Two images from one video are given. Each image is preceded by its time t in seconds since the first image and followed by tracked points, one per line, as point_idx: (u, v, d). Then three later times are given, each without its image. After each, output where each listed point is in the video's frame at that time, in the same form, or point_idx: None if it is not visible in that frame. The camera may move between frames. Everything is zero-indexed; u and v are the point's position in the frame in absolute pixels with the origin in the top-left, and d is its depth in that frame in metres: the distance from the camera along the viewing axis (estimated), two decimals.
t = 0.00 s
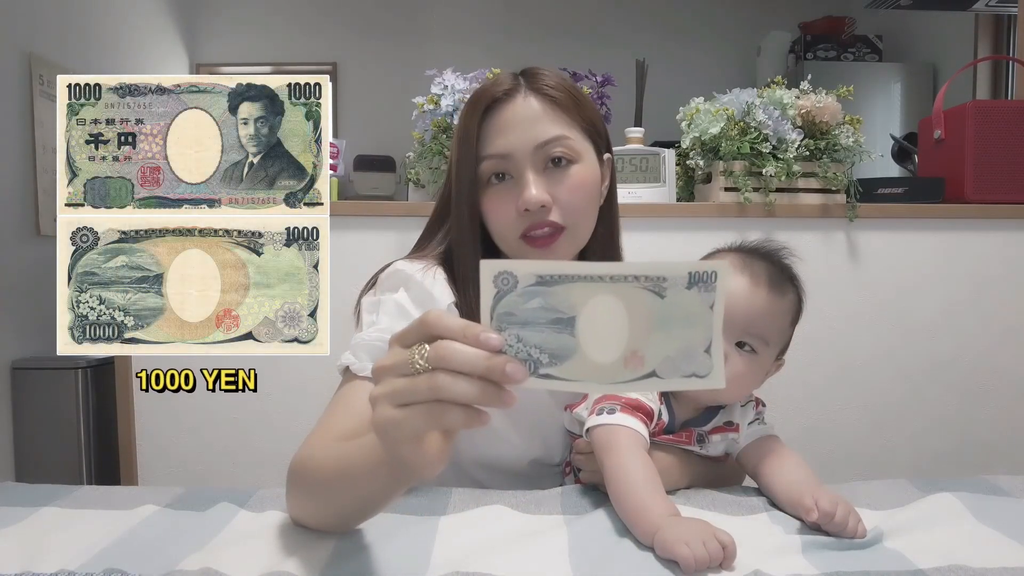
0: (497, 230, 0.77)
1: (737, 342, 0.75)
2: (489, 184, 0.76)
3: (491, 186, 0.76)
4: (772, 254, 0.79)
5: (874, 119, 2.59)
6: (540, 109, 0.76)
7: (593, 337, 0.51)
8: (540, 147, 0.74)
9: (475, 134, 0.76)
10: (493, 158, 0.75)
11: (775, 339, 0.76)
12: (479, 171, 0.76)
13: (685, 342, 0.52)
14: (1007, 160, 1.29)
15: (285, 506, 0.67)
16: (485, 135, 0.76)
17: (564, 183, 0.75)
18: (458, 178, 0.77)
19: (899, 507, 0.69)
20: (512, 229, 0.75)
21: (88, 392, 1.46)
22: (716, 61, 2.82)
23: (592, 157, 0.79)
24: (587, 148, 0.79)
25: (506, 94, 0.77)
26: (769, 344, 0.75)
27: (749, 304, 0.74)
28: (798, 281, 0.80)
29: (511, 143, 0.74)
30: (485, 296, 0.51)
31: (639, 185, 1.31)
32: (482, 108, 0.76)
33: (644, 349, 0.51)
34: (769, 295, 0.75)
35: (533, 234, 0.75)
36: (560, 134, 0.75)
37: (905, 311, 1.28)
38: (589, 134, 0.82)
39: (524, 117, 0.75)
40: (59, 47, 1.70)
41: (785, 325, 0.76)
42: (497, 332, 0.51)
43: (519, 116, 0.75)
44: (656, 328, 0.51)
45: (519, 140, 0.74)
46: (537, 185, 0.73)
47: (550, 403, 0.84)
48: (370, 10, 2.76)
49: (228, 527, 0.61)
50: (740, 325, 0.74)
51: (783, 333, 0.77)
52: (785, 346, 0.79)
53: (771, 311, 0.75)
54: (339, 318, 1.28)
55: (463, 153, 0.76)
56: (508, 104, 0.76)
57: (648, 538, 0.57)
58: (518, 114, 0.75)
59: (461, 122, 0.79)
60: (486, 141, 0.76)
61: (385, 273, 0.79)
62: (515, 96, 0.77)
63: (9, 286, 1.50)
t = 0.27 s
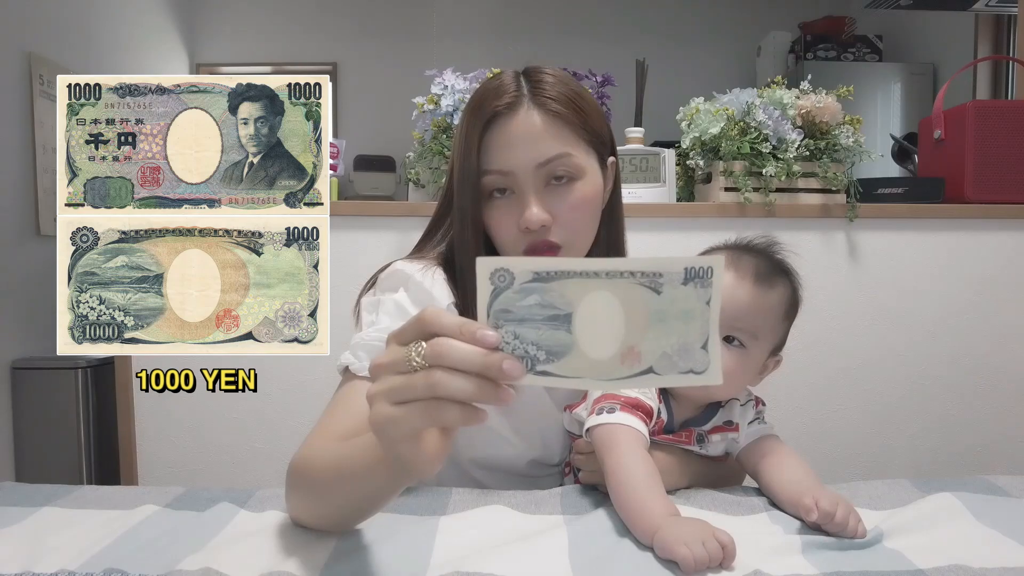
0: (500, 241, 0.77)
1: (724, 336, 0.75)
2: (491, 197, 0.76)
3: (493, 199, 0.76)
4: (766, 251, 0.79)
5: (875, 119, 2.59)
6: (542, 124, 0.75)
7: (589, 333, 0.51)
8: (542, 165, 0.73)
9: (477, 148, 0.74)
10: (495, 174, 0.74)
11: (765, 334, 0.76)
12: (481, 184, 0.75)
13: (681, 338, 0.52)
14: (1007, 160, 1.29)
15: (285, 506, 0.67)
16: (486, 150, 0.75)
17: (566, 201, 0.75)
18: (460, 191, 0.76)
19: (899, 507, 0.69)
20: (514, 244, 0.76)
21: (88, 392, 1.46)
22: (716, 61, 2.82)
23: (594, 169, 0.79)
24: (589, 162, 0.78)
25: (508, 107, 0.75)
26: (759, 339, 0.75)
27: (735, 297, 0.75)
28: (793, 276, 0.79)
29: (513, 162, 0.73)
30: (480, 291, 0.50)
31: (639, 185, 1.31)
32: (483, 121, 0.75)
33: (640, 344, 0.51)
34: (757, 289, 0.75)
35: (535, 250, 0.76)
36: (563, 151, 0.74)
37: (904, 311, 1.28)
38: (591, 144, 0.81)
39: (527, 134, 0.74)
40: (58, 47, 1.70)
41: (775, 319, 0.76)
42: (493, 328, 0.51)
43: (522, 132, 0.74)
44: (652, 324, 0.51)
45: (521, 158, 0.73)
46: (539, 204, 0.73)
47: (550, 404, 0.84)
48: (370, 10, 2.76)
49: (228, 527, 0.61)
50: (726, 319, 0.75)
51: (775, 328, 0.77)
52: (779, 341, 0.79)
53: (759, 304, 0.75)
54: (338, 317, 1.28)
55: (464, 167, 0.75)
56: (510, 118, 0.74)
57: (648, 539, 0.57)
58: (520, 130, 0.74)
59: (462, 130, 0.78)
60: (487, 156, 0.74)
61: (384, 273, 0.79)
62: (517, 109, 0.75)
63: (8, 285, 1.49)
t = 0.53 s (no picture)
0: (502, 242, 0.78)
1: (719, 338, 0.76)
2: (491, 199, 0.77)
3: (493, 201, 0.76)
4: (760, 247, 0.78)
5: (875, 119, 2.59)
6: (539, 124, 0.75)
7: (588, 331, 0.51)
8: (542, 166, 0.74)
9: (475, 150, 0.74)
10: (495, 176, 0.74)
11: (760, 335, 0.76)
12: (481, 187, 0.75)
13: (679, 335, 0.52)
14: (1007, 160, 1.29)
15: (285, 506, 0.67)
16: (485, 151, 0.75)
17: (567, 201, 0.75)
18: (459, 193, 0.76)
19: (899, 507, 0.69)
20: (516, 244, 0.76)
21: (88, 392, 1.46)
22: (716, 61, 2.82)
23: (593, 167, 0.79)
24: (587, 160, 0.78)
25: (505, 107, 0.75)
26: (754, 340, 0.75)
27: (729, 299, 0.75)
28: (790, 273, 0.79)
29: (513, 163, 0.73)
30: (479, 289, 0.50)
31: (639, 185, 1.31)
32: (480, 123, 0.74)
33: (638, 342, 0.51)
34: (751, 289, 0.75)
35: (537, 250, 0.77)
36: (561, 151, 0.75)
37: (904, 311, 1.28)
38: (588, 142, 0.81)
39: (525, 134, 0.74)
40: (58, 47, 1.70)
41: (771, 320, 0.76)
42: (492, 327, 0.51)
43: (520, 133, 0.74)
44: (650, 321, 0.51)
45: (521, 159, 0.73)
46: (540, 205, 0.74)
47: (550, 404, 0.84)
48: (371, 10, 2.76)
49: (227, 527, 0.61)
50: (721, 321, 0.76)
51: (770, 329, 0.76)
52: (776, 342, 0.78)
53: (753, 305, 0.75)
54: (339, 317, 1.28)
55: (463, 169, 0.75)
56: (507, 119, 0.74)
57: (648, 539, 0.57)
58: (518, 130, 0.74)
59: (458, 132, 0.78)
60: (486, 158, 0.75)
61: (384, 273, 0.79)
62: (514, 110, 0.75)
63: (9, 285, 1.50)
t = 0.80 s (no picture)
0: (501, 243, 0.77)
1: (719, 341, 0.75)
2: (491, 199, 0.76)
3: (492, 201, 0.76)
4: (758, 246, 0.78)
5: (875, 119, 2.59)
6: (538, 124, 0.75)
7: (588, 331, 0.51)
8: (541, 165, 0.73)
9: (474, 150, 0.74)
10: (495, 176, 0.74)
11: (759, 337, 0.76)
12: (480, 187, 0.75)
13: (678, 335, 0.52)
14: (1007, 160, 1.29)
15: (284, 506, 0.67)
16: (484, 150, 0.75)
17: (566, 200, 0.75)
18: (458, 193, 0.76)
19: (899, 507, 0.69)
20: (516, 245, 0.76)
21: (89, 393, 1.46)
22: (716, 61, 2.82)
23: (592, 167, 0.79)
24: (587, 160, 0.78)
25: (504, 108, 0.75)
26: (754, 342, 0.75)
27: (728, 302, 0.75)
28: (788, 273, 0.79)
29: (512, 162, 0.73)
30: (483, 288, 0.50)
31: (639, 185, 1.31)
32: (479, 124, 0.75)
33: (637, 342, 0.51)
34: (750, 292, 0.75)
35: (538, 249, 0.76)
36: (561, 150, 0.74)
37: (904, 311, 1.28)
38: (587, 142, 0.81)
39: (524, 133, 0.74)
40: (58, 47, 1.70)
41: (770, 321, 0.76)
42: (491, 328, 0.51)
43: (520, 132, 0.74)
44: (649, 321, 0.51)
45: (519, 158, 0.73)
46: (539, 204, 0.74)
47: (549, 405, 0.84)
48: (370, 10, 2.75)
49: (227, 527, 0.61)
50: (720, 324, 0.75)
51: (769, 330, 0.76)
52: (774, 342, 0.78)
53: (752, 308, 0.75)
54: (339, 317, 1.28)
55: (462, 169, 0.75)
56: (506, 119, 0.74)
57: (648, 539, 0.57)
58: (518, 130, 0.74)
59: (456, 132, 0.78)
60: (485, 157, 0.74)
61: (384, 273, 0.79)
62: (513, 110, 0.75)
63: (9, 286, 1.50)
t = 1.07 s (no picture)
0: (508, 237, 0.77)
1: (721, 344, 0.73)
2: (501, 193, 0.75)
3: (503, 195, 0.75)
4: (761, 252, 0.79)
5: (875, 119, 2.59)
6: (552, 117, 0.74)
7: (650, 480, 0.43)
8: (554, 159, 0.73)
9: (486, 142, 0.73)
10: (507, 168, 0.73)
11: (762, 342, 0.75)
12: (492, 179, 0.74)
13: (731, 527, 0.45)
14: (1007, 160, 1.29)
15: (284, 506, 0.67)
16: (497, 143, 0.73)
17: (577, 194, 0.76)
18: (468, 187, 0.74)
19: (899, 507, 0.69)
20: (526, 239, 0.76)
21: (88, 393, 1.46)
22: (716, 61, 2.82)
23: (599, 163, 0.80)
24: (595, 155, 0.79)
25: (517, 101, 0.74)
26: (757, 346, 0.74)
27: (733, 304, 0.74)
28: (791, 278, 0.79)
29: (526, 155, 0.72)
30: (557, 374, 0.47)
31: (639, 185, 1.31)
32: (494, 116, 0.73)
33: (692, 511, 0.44)
34: (753, 296, 0.75)
35: (547, 241, 0.76)
36: (573, 144, 0.75)
37: (904, 311, 1.28)
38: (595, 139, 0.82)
39: (538, 127, 0.73)
40: (58, 47, 1.70)
41: (773, 325, 0.76)
42: (564, 424, 0.43)
43: (533, 126, 0.73)
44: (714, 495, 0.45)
45: (534, 151, 0.72)
46: (552, 197, 0.74)
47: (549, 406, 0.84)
48: (370, 10, 2.75)
49: (227, 527, 0.61)
50: (723, 326, 0.73)
51: (771, 334, 0.75)
52: (776, 346, 0.77)
53: (756, 312, 0.74)
54: (339, 317, 1.28)
55: (473, 162, 0.73)
56: (520, 112, 0.73)
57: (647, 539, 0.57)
58: (531, 123, 0.73)
59: (462, 125, 0.76)
60: (498, 150, 0.73)
61: (384, 272, 0.78)
62: (527, 103, 0.75)
63: (9, 286, 1.50)
